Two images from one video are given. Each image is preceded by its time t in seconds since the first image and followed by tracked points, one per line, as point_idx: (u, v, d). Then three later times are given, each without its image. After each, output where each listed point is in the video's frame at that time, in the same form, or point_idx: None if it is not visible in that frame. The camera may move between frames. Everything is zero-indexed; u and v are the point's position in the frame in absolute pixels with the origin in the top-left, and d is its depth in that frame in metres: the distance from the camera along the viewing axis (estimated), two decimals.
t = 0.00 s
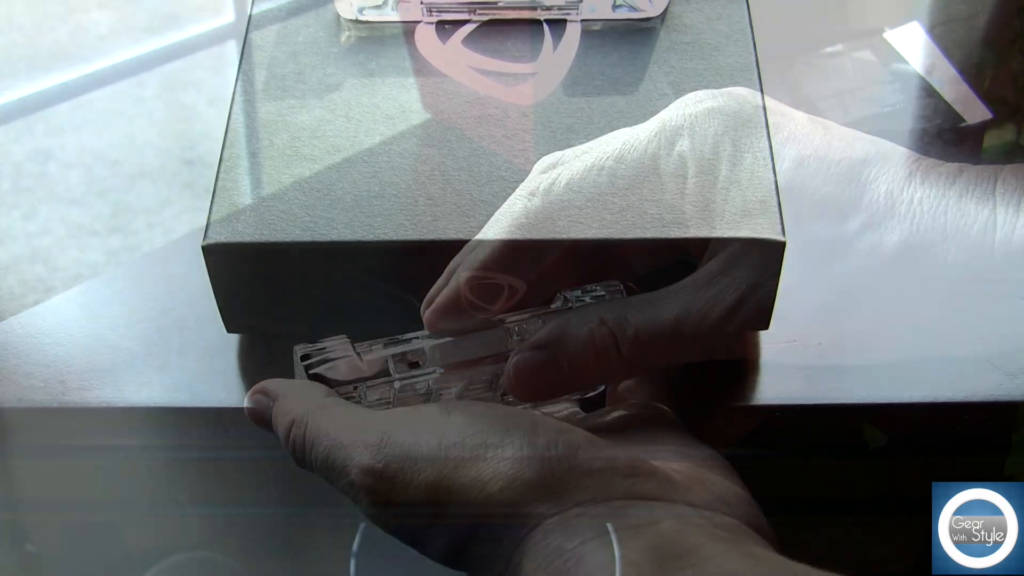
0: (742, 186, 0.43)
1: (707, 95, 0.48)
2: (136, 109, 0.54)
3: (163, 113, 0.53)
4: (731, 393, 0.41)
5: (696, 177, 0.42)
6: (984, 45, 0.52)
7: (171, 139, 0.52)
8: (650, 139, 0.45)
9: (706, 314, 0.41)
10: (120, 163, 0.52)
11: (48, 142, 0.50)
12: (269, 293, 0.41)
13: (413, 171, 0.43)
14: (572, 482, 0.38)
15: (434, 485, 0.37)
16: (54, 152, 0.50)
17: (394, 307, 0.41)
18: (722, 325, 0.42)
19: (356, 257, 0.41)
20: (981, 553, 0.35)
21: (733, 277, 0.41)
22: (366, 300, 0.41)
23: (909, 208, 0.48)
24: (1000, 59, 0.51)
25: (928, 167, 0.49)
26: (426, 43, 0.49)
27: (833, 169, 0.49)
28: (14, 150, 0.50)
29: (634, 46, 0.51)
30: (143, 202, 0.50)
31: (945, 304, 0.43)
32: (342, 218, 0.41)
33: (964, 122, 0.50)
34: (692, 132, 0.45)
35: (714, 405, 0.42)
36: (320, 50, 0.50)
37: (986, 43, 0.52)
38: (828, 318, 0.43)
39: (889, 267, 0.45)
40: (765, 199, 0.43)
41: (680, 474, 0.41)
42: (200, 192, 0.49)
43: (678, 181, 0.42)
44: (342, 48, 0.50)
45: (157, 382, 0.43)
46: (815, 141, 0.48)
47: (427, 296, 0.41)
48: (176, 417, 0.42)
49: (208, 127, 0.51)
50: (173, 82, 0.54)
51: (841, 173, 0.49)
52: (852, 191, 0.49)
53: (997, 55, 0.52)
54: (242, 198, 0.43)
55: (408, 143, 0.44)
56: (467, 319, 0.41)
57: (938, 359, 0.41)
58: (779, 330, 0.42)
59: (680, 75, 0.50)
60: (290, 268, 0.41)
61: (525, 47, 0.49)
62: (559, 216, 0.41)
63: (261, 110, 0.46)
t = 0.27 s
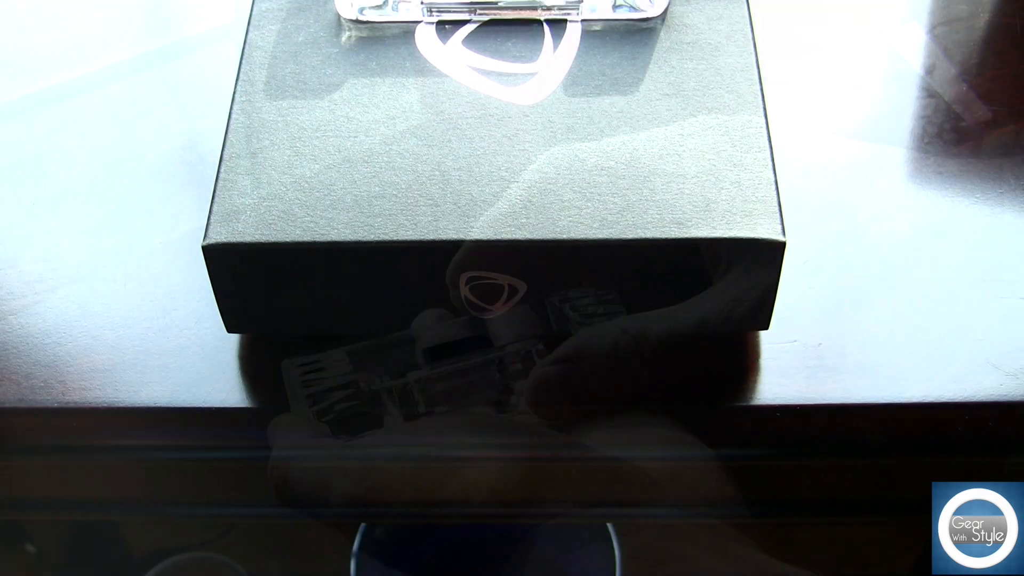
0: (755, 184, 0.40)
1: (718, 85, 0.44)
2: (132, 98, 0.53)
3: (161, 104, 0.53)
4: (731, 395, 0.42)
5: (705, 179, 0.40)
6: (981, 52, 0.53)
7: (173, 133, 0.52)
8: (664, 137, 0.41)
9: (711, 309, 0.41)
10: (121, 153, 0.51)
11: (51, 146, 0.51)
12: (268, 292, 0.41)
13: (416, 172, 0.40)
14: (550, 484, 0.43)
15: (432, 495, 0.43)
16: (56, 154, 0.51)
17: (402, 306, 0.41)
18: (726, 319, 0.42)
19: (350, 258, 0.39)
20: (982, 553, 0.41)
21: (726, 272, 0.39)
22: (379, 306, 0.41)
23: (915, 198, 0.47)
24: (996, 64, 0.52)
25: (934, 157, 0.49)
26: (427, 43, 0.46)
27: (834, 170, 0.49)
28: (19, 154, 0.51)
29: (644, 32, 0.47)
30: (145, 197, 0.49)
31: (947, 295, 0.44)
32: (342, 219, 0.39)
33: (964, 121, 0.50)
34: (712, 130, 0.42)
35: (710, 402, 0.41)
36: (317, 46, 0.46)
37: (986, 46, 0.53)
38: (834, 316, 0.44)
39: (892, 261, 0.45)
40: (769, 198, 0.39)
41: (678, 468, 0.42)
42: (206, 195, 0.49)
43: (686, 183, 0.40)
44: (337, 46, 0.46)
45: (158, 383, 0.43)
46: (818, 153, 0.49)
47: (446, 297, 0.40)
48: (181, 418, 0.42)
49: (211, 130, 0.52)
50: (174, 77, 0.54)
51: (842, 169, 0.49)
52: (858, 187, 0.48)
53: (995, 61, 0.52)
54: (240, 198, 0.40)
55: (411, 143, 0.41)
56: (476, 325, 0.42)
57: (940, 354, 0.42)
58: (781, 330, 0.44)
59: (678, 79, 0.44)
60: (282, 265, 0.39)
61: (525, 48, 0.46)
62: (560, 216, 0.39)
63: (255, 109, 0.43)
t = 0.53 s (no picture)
0: (755, 185, 0.40)
1: (717, 85, 0.43)
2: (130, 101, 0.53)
3: (160, 103, 0.53)
4: (732, 395, 0.42)
5: (704, 181, 0.40)
6: (981, 54, 0.53)
7: (172, 134, 0.52)
8: (663, 138, 0.41)
9: (708, 305, 0.41)
10: (120, 152, 0.51)
11: (50, 147, 0.51)
12: (268, 294, 0.41)
13: (415, 173, 0.40)
14: (539, 487, 0.44)
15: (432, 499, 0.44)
16: (55, 155, 0.51)
17: (402, 309, 0.41)
18: (724, 318, 0.42)
19: (349, 258, 0.39)
20: (980, 553, 0.45)
21: (726, 272, 0.39)
22: (379, 309, 0.41)
23: (915, 200, 0.47)
24: (996, 66, 0.52)
25: (933, 160, 0.49)
26: (425, 45, 0.46)
27: (833, 171, 0.49)
28: (19, 154, 0.51)
29: (643, 32, 0.46)
30: (144, 197, 0.49)
31: (950, 295, 0.44)
32: (342, 220, 0.39)
33: (964, 123, 0.50)
34: (712, 131, 0.42)
35: (709, 401, 0.42)
36: (315, 47, 0.46)
37: (985, 46, 0.53)
38: (834, 318, 0.44)
39: (892, 261, 0.45)
40: (768, 199, 0.39)
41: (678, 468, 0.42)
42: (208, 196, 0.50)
43: (685, 185, 0.40)
44: (337, 47, 0.46)
45: (158, 384, 0.43)
46: (819, 157, 0.49)
47: (445, 298, 0.40)
48: (180, 416, 0.42)
49: (211, 131, 0.52)
50: (174, 76, 0.54)
51: (842, 171, 0.49)
52: (859, 189, 0.48)
53: (994, 62, 0.52)
54: (240, 200, 0.40)
55: (411, 144, 0.41)
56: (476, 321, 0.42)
57: (942, 354, 0.42)
58: (782, 330, 0.44)
59: (677, 77, 0.44)
60: (281, 265, 0.39)
61: (524, 48, 0.46)
62: (558, 218, 0.39)
63: (254, 110, 0.43)
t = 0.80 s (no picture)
0: (750, 201, 0.40)
1: (712, 101, 0.43)
2: (130, 99, 0.54)
3: (158, 118, 0.53)
4: (727, 411, 0.42)
5: (699, 198, 0.40)
6: (976, 69, 0.53)
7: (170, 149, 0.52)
8: (659, 154, 0.42)
9: (703, 322, 0.41)
10: (118, 167, 0.51)
11: (48, 161, 0.51)
12: (265, 311, 0.41)
13: (412, 190, 0.40)
14: (535, 501, 0.44)
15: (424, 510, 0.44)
16: (54, 168, 0.51)
17: (403, 325, 0.41)
18: (720, 334, 0.42)
19: (346, 275, 0.39)
20: (979, 552, 0.46)
21: (722, 288, 0.39)
22: (376, 324, 0.41)
23: (910, 214, 0.48)
24: (991, 81, 0.52)
25: (929, 175, 0.49)
26: (422, 62, 0.46)
27: (829, 186, 0.49)
28: (17, 168, 0.51)
29: (640, 50, 0.46)
30: (142, 212, 0.50)
31: (950, 295, 0.45)
32: (339, 237, 0.39)
33: (959, 139, 0.50)
34: (708, 147, 0.42)
35: (706, 418, 0.42)
36: (313, 65, 0.46)
37: (980, 61, 0.53)
38: (829, 329, 0.44)
39: (888, 275, 0.46)
40: (764, 215, 0.39)
41: (677, 485, 0.43)
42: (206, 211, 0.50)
43: (681, 202, 0.40)
44: (334, 64, 0.46)
45: (157, 401, 0.43)
46: (815, 173, 0.50)
47: (443, 313, 0.41)
48: (178, 433, 0.43)
49: (209, 146, 0.52)
50: (172, 92, 0.55)
51: (838, 186, 0.49)
52: (855, 203, 0.48)
53: (989, 77, 0.53)
54: (237, 217, 0.40)
55: (407, 161, 0.42)
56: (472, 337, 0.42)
57: (939, 364, 0.43)
58: (779, 346, 0.44)
59: (673, 93, 0.44)
60: (278, 283, 0.39)
61: (520, 65, 0.46)
62: (554, 234, 0.39)
63: (252, 128, 0.43)
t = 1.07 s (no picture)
0: (752, 221, 0.40)
1: (714, 122, 0.44)
2: (135, 113, 0.54)
3: (161, 136, 0.53)
4: (729, 430, 0.42)
5: (702, 218, 0.40)
6: (977, 88, 0.53)
7: (172, 167, 0.52)
8: (662, 174, 0.42)
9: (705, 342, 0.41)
10: (121, 184, 0.51)
11: (51, 178, 0.52)
12: (268, 329, 0.41)
13: (415, 209, 0.41)
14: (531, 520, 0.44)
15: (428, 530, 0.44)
16: (58, 183, 0.51)
17: (403, 339, 0.41)
18: (722, 354, 0.42)
19: (349, 293, 0.39)
20: (981, 553, 0.44)
21: (723, 309, 0.40)
22: (377, 334, 0.41)
23: (910, 236, 0.48)
24: (992, 102, 0.53)
25: (929, 196, 0.49)
26: (426, 81, 0.46)
27: (831, 205, 0.49)
28: (19, 185, 0.51)
29: (643, 69, 0.46)
30: (146, 229, 0.50)
31: (953, 312, 0.45)
32: (343, 256, 0.39)
33: (960, 159, 0.50)
34: (710, 167, 0.42)
35: (707, 438, 0.42)
36: (317, 84, 0.46)
37: (981, 81, 0.53)
38: (831, 348, 0.45)
39: (888, 294, 0.46)
40: (766, 235, 0.39)
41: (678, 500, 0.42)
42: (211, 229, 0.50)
43: (683, 222, 0.40)
44: (337, 84, 0.46)
45: (160, 418, 0.44)
46: (816, 192, 0.50)
47: (444, 324, 0.40)
48: (180, 451, 0.43)
49: (212, 164, 0.52)
50: (176, 110, 0.55)
51: (839, 205, 0.49)
52: (856, 223, 0.49)
53: (990, 97, 0.53)
54: (241, 235, 0.40)
55: (410, 181, 0.42)
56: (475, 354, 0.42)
57: (939, 376, 0.43)
58: (780, 364, 0.45)
59: (675, 114, 0.44)
60: (282, 301, 0.39)
61: (523, 85, 0.46)
62: (557, 254, 0.39)
63: (256, 147, 0.43)
